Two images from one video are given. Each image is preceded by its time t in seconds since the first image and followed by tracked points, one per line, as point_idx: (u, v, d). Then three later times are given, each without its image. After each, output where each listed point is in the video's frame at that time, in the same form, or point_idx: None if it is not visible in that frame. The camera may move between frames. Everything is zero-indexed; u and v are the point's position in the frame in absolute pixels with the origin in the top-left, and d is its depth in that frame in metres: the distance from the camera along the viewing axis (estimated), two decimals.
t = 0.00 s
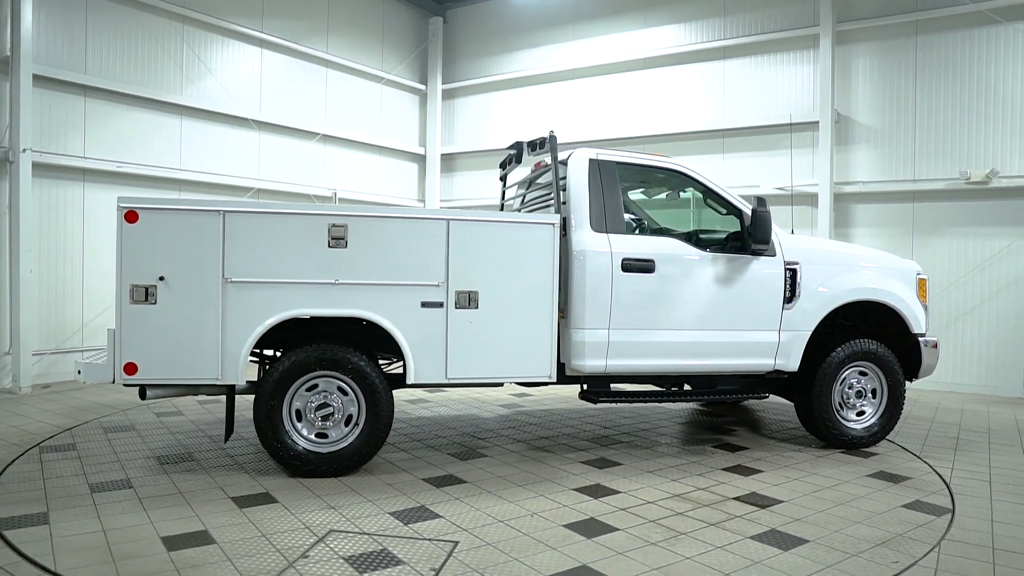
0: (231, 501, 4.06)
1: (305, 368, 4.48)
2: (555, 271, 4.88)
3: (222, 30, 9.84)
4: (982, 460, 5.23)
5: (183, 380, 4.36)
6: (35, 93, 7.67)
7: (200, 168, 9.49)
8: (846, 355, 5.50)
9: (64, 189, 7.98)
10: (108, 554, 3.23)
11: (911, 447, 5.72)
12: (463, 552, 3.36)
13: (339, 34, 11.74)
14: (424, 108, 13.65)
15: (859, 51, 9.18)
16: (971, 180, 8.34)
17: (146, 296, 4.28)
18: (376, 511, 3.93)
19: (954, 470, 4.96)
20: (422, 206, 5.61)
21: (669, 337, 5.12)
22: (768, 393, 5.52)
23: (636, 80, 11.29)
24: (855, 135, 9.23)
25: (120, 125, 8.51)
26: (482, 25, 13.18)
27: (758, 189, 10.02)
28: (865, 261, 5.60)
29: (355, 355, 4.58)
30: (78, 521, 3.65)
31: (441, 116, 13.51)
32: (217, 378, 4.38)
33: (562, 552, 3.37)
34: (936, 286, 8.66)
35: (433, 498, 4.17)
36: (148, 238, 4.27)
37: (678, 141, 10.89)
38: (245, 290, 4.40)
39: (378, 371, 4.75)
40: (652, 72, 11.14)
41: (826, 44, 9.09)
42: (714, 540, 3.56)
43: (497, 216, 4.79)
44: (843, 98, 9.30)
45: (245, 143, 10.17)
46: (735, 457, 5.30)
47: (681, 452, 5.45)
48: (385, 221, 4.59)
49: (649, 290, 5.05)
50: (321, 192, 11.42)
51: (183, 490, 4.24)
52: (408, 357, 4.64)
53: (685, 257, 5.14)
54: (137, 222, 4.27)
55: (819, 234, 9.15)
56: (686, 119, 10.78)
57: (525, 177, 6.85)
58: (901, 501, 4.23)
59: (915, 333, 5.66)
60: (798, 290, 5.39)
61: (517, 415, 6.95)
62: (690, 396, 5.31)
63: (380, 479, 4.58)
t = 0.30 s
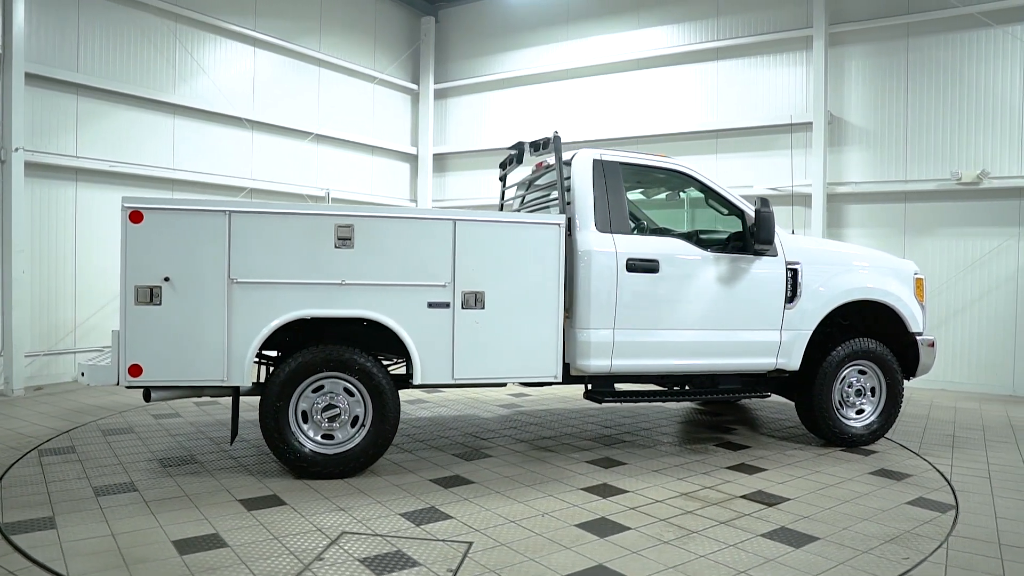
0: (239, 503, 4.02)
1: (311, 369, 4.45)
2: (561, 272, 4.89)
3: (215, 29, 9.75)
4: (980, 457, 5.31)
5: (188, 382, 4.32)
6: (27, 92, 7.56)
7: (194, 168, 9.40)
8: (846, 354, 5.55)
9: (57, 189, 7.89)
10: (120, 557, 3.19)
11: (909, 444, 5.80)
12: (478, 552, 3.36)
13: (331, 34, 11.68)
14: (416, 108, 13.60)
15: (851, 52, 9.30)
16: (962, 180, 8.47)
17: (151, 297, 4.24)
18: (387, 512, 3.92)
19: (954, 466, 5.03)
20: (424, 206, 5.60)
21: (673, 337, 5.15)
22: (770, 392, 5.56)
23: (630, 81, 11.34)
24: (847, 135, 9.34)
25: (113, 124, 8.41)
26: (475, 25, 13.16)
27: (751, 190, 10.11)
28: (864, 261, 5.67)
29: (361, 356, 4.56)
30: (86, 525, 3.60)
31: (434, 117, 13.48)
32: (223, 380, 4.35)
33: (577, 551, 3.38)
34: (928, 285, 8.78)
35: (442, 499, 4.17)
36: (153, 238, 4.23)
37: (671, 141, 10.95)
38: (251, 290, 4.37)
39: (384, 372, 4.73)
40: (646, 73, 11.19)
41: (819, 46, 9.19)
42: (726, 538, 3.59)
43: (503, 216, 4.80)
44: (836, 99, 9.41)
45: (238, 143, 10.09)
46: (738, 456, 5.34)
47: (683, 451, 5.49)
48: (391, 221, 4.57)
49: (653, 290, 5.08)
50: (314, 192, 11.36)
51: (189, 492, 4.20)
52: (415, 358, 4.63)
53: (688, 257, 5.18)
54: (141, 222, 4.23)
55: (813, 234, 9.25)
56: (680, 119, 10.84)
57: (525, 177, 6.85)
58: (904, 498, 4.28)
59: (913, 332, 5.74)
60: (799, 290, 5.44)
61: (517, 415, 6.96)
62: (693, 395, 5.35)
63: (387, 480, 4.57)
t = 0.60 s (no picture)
0: (246, 505, 3.98)
1: (317, 370, 4.42)
2: (566, 271, 4.90)
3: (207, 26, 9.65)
4: (977, 454, 5.39)
5: (193, 383, 4.28)
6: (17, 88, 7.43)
7: (185, 166, 9.29)
8: (845, 353, 5.61)
9: (47, 187, 7.77)
10: (130, 561, 3.15)
11: (906, 442, 5.87)
12: (492, 552, 3.35)
13: (324, 32, 11.60)
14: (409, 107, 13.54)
15: (844, 54, 9.39)
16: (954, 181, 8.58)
17: (155, 297, 4.20)
18: (397, 513, 3.90)
19: (953, 464, 5.10)
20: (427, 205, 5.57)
21: (677, 336, 5.17)
22: (771, 391, 5.61)
23: (623, 81, 11.37)
24: (840, 136, 9.43)
25: (104, 121, 8.29)
26: (468, 24, 13.12)
27: (744, 190, 10.18)
28: (863, 260, 5.72)
29: (367, 356, 4.53)
30: (91, 528, 3.55)
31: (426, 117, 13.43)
32: (227, 380, 4.31)
33: (590, 551, 3.38)
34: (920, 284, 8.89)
35: (450, 499, 4.16)
36: (156, 237, 4.19)
37: (664, 142, 11.00)
38: (256, 290, 4.34)
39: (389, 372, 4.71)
40: (640, 73, 11.22)
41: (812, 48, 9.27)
42: (737, 536, 3.61)
43: (508, 215, 4.79)
44: (829, 100, 9.50)
45: (230, 141, 9.99)
46: (740, 454, 5.38)
47: (686, 450, 5.52)
48: (396, 221, 4.55)
49: (657, 289, 5.10)
50: (307, 191, 11.27)
51: (194, 494, 4.16)
52: (421, 358, 4.61)
53: (691, 256, 5.21)
54: (145, 221, 4.19)
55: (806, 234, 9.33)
56: (674, 120, 10.88)
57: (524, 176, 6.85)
58: (908, 495, 4.33)
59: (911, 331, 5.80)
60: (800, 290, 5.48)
61: (516, 415, 6.96)
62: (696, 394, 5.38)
63: (393, 481, 4.54)
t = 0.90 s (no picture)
0: (253, 507, 3.94)
1: (323, 370, 4.38)
2: (571, 271, 4.90)
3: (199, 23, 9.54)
4: (975, 451, 5.45)
5: (197, 384, 4.23)
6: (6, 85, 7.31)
7: (179, 165, 9.20)
8: (845, 352, 5.65)
9: (38, 185, 7.65)
10: (141, 565, 3.10)
11: (904, 439, 5.93)
12: (506, 553, 3.34)
13: (316, 30, 11.52)
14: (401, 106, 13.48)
15: (837, 55, 9.49)
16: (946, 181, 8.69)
17: (159, 296, 4.15)
18: (406, 514, 3.87)
19: (952, 461, 5.16)
20: (429, 204, 5.54)
21: (681, 335, 5.19)
22: (772, 389, 5.64)
23: (617, 81, 11.38)
24: (833, 137, 9.52)
25: (95, 119, 8.17)
26: (460, 23, 13.07)
27: (739, 190, 10.24)
28: (863, 260, 5.77)
29: (373, 356, 4.50)
30: (97, 532, 3.49)
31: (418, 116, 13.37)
32: (232, 381, 4.26)
33: (605, 550, 3.38)
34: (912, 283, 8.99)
35: (459, 499, 4.14)
36: (161, 236, 4.13)
37: (658, 141, 11.04)
38: (261, 290, 4.29)
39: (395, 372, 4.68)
40: (634, 73, 11.23)
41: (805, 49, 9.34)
42: (748, 534, 3.62)
43: (515, 214, 4.78)
44: (822, 101, 9.58)
45: (223, 139, 9.89)
46: (743, 452, 5.41)
47: (688, 449, 5.53)
48: (402, 220, 4.52)
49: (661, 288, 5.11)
50: (300, 190, 11.19)
51: (199, 496, 4.10)
52: (427, 358, 4.59)
53: (695, 256, 5.23)
54: (148, 220, 4.13)
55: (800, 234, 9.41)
56: (668, 120, 10.91)
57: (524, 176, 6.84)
58: (912, 492, 4.38)
59: (909, 330, 5.86)
60: (802, 289, 5.52)
61: (515, 415, 6.94)
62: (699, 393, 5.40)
63: (399, 481, 4.52)
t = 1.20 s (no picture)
0: (261, 509, 3.90)
1: (329, 370, 4.34)
2: (576, 270, 4.90)
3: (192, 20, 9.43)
4: (973, 448, 5.52)
5: (202, 384, 4.18)
6: None
7: (172, 163, 9.08)
8: (845, 351, 5.70)
9: (29, 183, 7.53)
10: (151, 569, 3.05)
11: (902, 437, 5.99)
12: (521, 553, 3.33)
13: (308, 28, 11.43)
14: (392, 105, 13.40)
15: (830, 56, 9.57)
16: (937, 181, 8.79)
17: (163, 296, 4.09)
18: (417, 515, 3.85)
19: (952, 458, 5.22)
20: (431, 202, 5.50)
21: (685, 334, 5.21)
22: (773, 388, 5.68)
23: (611, 81, 11.40)
24: (826, 137, 9.61)
25: (86, 116, 8.05)
26: (453, 21, 13.03)
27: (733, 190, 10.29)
28: (863, 260, 5.82)
29: (379, 356, 4.46)
30: (104, 535, 3.44)
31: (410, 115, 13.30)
32: (237, 382, 4.22)
33: (619, 550, 3.37)
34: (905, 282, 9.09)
35: (468, 500, 4.12)
36: (165, 234, 4.07)
37: (652, 141, 11.07)
38: (266, 290, 4.24)
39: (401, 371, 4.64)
40: (628, 73, 11.26)
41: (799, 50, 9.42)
42: (759, 532, 3.64)
43: (521, 214, 4.77)
44: (816, 101, 9.67)
45: (215, 138, 9.78)
46: (746, 451, 5.43)
47: (691, 447, 5.55)
48: (408, 219, 4.49)
49: (666, 287, 5.12)
50: (293, 189, 11.10)
51: (204, 498, 4.05)
52: (433, 358, 4.57)
53: (698, 255, 5.24)
54: (152, 218, 4.07)
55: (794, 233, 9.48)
56: (662, 120, 10.94)
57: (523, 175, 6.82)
58: (916, 489, 4.42)
59: (907, 329, 5.92)
60: (803, 289, 5.56)
61: (515, 414, 6.93)
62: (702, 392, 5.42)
63: (406, 482, 4.49)
